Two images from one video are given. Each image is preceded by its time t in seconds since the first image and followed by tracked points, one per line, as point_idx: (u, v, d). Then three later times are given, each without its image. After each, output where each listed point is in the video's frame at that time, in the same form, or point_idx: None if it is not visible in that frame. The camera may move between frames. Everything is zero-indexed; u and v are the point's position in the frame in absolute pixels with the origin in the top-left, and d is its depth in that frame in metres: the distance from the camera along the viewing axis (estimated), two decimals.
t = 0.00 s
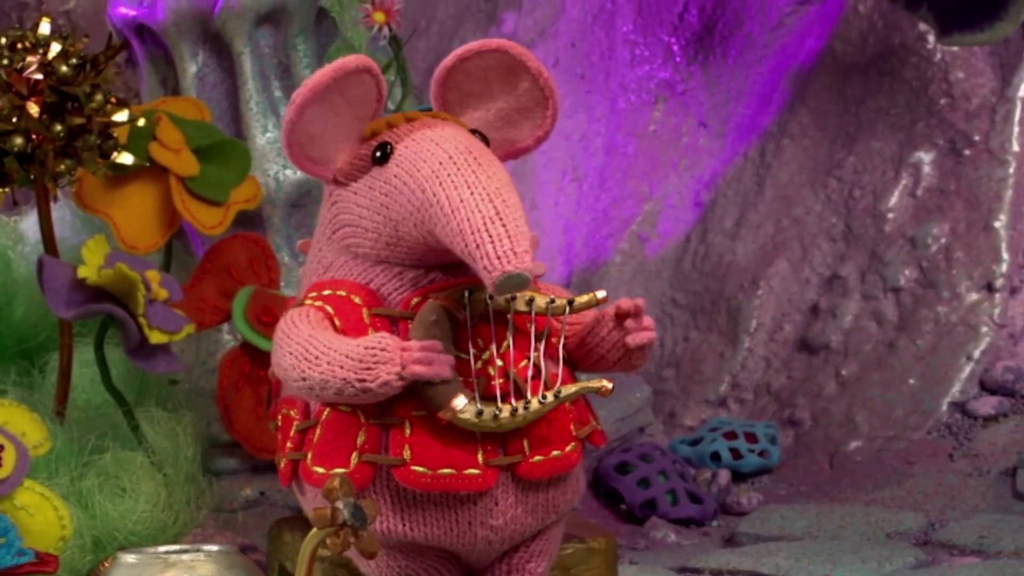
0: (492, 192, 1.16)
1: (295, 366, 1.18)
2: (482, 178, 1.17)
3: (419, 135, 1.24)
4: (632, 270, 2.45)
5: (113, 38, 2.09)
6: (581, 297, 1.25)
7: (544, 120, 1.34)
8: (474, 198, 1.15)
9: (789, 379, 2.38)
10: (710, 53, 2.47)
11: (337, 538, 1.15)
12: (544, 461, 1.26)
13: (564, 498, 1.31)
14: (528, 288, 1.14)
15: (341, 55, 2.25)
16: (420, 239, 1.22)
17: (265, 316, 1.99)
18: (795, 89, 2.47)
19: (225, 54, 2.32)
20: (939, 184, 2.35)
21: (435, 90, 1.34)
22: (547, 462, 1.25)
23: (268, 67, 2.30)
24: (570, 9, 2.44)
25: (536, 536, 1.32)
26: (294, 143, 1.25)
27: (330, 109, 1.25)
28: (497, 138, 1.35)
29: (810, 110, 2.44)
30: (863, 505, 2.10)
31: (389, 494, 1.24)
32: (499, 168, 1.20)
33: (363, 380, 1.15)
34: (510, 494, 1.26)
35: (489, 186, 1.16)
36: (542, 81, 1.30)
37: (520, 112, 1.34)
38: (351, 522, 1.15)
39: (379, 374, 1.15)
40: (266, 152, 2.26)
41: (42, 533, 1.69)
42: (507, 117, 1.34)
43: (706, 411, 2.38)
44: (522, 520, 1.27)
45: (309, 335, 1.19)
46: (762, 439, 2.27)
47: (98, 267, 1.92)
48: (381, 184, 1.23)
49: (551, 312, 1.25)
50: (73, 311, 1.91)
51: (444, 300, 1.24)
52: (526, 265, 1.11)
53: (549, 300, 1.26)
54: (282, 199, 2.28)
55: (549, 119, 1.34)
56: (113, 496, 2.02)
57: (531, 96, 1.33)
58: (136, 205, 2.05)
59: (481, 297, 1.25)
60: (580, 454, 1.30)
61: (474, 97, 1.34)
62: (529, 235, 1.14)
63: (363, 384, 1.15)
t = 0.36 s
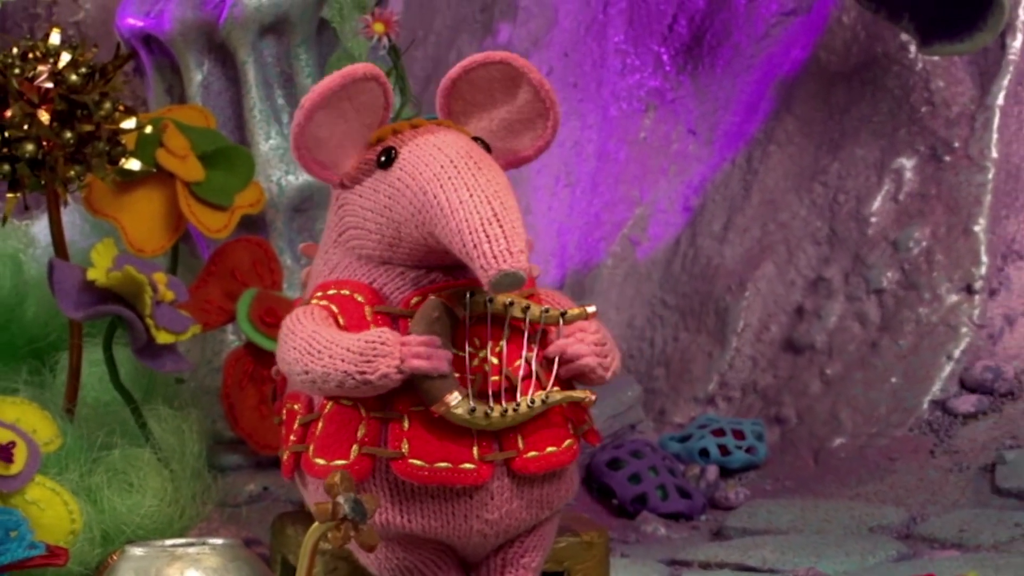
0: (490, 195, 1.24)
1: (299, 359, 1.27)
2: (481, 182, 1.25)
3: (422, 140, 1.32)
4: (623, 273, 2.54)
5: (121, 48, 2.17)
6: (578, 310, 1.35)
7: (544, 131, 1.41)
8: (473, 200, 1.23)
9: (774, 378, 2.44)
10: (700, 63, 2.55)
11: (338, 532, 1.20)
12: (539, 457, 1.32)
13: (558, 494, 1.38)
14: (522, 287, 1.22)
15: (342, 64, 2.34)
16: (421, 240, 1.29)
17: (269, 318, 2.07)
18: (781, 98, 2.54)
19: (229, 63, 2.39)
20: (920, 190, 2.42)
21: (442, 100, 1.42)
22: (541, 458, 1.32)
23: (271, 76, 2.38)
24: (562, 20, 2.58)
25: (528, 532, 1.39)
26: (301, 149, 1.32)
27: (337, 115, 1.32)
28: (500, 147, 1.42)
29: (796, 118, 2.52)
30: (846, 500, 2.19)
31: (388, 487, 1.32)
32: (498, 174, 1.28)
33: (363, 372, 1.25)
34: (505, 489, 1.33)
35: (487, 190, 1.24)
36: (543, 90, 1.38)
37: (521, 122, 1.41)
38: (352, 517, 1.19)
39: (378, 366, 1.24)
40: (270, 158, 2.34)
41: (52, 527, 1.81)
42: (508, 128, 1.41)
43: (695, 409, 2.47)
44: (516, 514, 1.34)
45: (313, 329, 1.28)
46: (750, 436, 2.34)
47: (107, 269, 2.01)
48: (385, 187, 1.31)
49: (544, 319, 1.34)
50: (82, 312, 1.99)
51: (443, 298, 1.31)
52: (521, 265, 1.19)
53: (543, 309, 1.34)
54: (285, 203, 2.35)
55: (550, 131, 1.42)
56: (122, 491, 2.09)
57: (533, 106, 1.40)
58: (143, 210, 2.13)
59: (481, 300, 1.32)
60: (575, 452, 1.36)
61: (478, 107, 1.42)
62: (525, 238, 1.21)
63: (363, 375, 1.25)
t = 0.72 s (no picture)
0: (513, 188, 1.34)
1: (308, 346, 1.35)
2: (506, 177, 1.36)
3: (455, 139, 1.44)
4: (613, 275, 2.59)
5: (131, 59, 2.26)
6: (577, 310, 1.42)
7: (568, 163, 1.53)
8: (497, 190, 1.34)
9: (760, 377, 2.53)
10: (687, 73, 2.65)
11: (339, 526, 1.25)
12: (533, 453, 1.42)
13: (551, 490, 1.47)
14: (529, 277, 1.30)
15: (342, 74, 2.44)
16: (440, 229, 1.39)
17: (272, 319, 2.16)
18: (765, 106, 2.63)
19: (234, 74, 2.49)
20: (900, 195, 2.52)
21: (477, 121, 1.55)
22: (535, 454, 1.42)
23: (275, 86, 2.47)
24: (555, 31, 2.64)
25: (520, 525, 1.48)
26: (340, 131, 1.45)
27: (379, 107, 1.46)
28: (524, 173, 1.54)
29: (779, 126, 2.61)
30: (829, 494, 2.27)
31: (389, 478, 1.40)
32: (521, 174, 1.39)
33: (367, 361, 1.31)
34: (501, 483, 1.42)
35: (511, 184, 1.35)
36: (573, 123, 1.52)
37: (548, 153, 1.54)
38: (352, 511, 1.26)
39: (382, 357, 1.31)
40: (272, 165, 2.42)
41: (65, 520, 1.89)
42: (534, 157, 1.53)
43: (684, 407, 2.54)
44: (510, 507, 1.44)
45: (324, 320, 1.36)
46: (735, 432, 2.43)
47: (115, 272, 2.10)
48: (413, 176, 1.42)
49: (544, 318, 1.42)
50: (92, 314, 2.08)
51: (450, 297, 1.40)
52: (532, 252, 1.28)
53: (544, 309, 1.42)
54: (287, 208, 2.44)
55: (575, 164, 1.54)
56: (131, 485, 2.18)
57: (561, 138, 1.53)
58: (151, 215, 2.22)
59: (483, 300, 1.41)
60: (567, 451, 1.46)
61: (509, 133, 1.55)
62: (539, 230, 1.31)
63: (367, 364, 1.31)
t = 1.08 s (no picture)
0: (483, 236, 1.40)
1: (299, 368, 1.44)
2: (474, 222, 1.41)
3: (418, 174, 1.48)
4: (603, 278, 2.71)
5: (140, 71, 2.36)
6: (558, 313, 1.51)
7: (528, 147, 1.59)
8: (467, 241, 1.39)
9: (744, 375, 2.64)
10: (674, 84, 2.74)
11: (339, 518, 1.36)
12: (523, 452, 1.53)
13: (540, 483, 1.58)
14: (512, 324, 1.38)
15: (343, 86, 2.51)
16: (417, 267, 1.47)
17: (275, 320, 2.26)
18: (749, 116, 2.73)
19: (239, 85, 2.59)
20: (879, 202, 2.62)
21: (430, 119, 1.58)
22: (524, 453, 1.52)
23: (278, 96, 2.57)
24: (547, 44, 2.73)
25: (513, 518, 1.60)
26: (304, 176, 1.47)
27: (336, 142, 1.46)
28: (487, 161, 1.59)
29: (763, 134, 2.71)
30: (810, 488, 2.38)
31: (385, 483, 1.50)
32: (488, 209, 1.44)
33: (357, 381, 1.41)
34: (492, 482, 1.53)
35: (480, 231, 1.40)
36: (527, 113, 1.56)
37: (505, 139, 1.59)
38: (353, 504, 1.35)
39: (371, 376, 1.41)
40: (277, 172, 2.53)
41: (76, 513, 2.02)
42: (492, 145, 1.59)
43: (670, 404, 2.65)
44: (501, 504, 1.54)
45: (312, 342, 1.45)
46: (720, 429, 2.54)
47: (125, 275, 2.22)
48: (384, 216, 1.47)
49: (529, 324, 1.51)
50: (103, 315, 2.20)
51: (433, 311, 1.51)
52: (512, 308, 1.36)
53: (527, 314, 1.52)
54: (290, 214, 2.54)
55: (533, 147, 1.60)
56: (140, 480, 2.29)
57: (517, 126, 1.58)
58: (159, 221, 2.33)
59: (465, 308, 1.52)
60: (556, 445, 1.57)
61: (465, 125, 1.58)
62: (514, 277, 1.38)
63: (357, 384, 1.41)
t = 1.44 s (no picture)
0: (451, 230, 1.52)
1: (298, 365, 1.57)
2: (441, 219, 1.53)
3: (382, 183, 1.60)
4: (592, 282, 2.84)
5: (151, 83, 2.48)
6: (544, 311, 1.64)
7: (484, 134, 1.70)
8: (437, 238, 1.52)
9: (725, 374, 2.76)
10: (659, 96, 2.89)
11: (340, 510, 1.40)
12: (514, 445, 1.65)
13: (531, 474, 1.70)
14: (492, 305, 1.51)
15: (344, 99, 2.67)
16: (399, 268, 1.59)
17: (280, 321, 2.40)
18: (731, 126, 2.87)
19: (245, 97, 2.72)
20: (854, 209, 2.75)
21: (386, 130, 1.68)
22: (515, 445, 1.65)
23: (282, 108, 2.70)
24: (539, 58, 2.89)
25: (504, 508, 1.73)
26: (279, 208, 1.58)
27: (300, 169, 1.58)
28: (448, 156, 1.70)
29: (743, 144, 2.84)
30: (789, 482, 2.51)
31: (382, 476, 1.63)
32: (452, 205, 1.56)
33: (351, 376, 1.53)
34: (484, 473, 1.66)
35: (447, 226, 1.53)
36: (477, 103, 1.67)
37: (461, 133, 1.70)
38: (353, 496, 1.41)
39: (364, 372, 1.53)
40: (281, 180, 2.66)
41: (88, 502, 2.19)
42: (453, 139, 1.70)
43: (656, 401, 2.77)
44: (493, 494, 1.67)
45: (310, 341, 1.57)
46: (703, 425, 2.66)
47: (137, 278, 2.35)
48: (362, 227, 1.60)
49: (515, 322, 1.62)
50: (116, 316, 2.33)
51: (423, 310, 1.64)
52: (489, 289, 1.48)
53: (514, 312, 1.62)
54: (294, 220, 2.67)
55: (487, 133, 1.71)
56: (150, 473, 2.41)
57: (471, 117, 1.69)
58: (169, 226, 2.46)
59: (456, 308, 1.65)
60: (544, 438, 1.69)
61: (421, 128, 1.69)
62: (483, 260, 1.50)
63: (351, 379, 1.53)
